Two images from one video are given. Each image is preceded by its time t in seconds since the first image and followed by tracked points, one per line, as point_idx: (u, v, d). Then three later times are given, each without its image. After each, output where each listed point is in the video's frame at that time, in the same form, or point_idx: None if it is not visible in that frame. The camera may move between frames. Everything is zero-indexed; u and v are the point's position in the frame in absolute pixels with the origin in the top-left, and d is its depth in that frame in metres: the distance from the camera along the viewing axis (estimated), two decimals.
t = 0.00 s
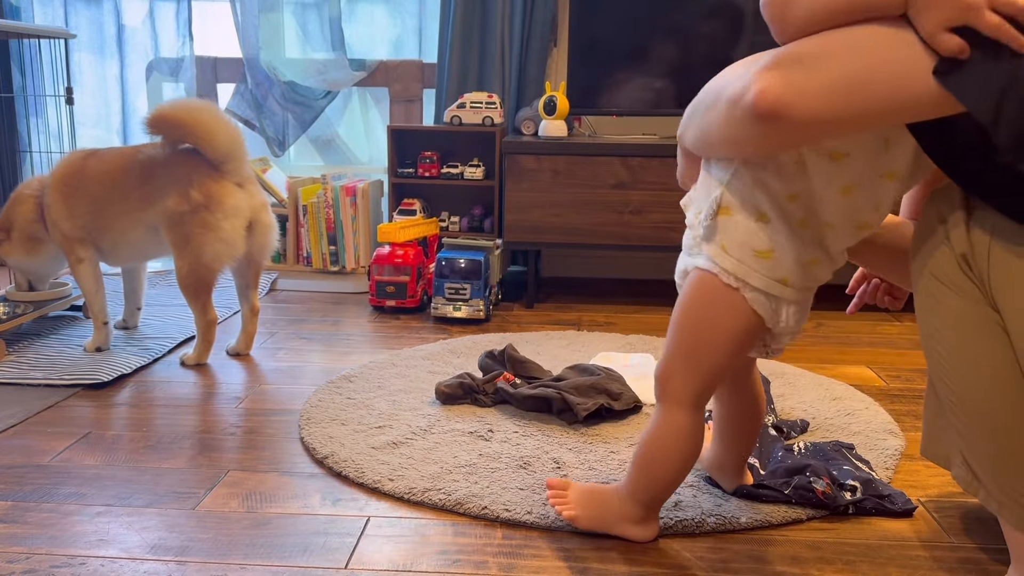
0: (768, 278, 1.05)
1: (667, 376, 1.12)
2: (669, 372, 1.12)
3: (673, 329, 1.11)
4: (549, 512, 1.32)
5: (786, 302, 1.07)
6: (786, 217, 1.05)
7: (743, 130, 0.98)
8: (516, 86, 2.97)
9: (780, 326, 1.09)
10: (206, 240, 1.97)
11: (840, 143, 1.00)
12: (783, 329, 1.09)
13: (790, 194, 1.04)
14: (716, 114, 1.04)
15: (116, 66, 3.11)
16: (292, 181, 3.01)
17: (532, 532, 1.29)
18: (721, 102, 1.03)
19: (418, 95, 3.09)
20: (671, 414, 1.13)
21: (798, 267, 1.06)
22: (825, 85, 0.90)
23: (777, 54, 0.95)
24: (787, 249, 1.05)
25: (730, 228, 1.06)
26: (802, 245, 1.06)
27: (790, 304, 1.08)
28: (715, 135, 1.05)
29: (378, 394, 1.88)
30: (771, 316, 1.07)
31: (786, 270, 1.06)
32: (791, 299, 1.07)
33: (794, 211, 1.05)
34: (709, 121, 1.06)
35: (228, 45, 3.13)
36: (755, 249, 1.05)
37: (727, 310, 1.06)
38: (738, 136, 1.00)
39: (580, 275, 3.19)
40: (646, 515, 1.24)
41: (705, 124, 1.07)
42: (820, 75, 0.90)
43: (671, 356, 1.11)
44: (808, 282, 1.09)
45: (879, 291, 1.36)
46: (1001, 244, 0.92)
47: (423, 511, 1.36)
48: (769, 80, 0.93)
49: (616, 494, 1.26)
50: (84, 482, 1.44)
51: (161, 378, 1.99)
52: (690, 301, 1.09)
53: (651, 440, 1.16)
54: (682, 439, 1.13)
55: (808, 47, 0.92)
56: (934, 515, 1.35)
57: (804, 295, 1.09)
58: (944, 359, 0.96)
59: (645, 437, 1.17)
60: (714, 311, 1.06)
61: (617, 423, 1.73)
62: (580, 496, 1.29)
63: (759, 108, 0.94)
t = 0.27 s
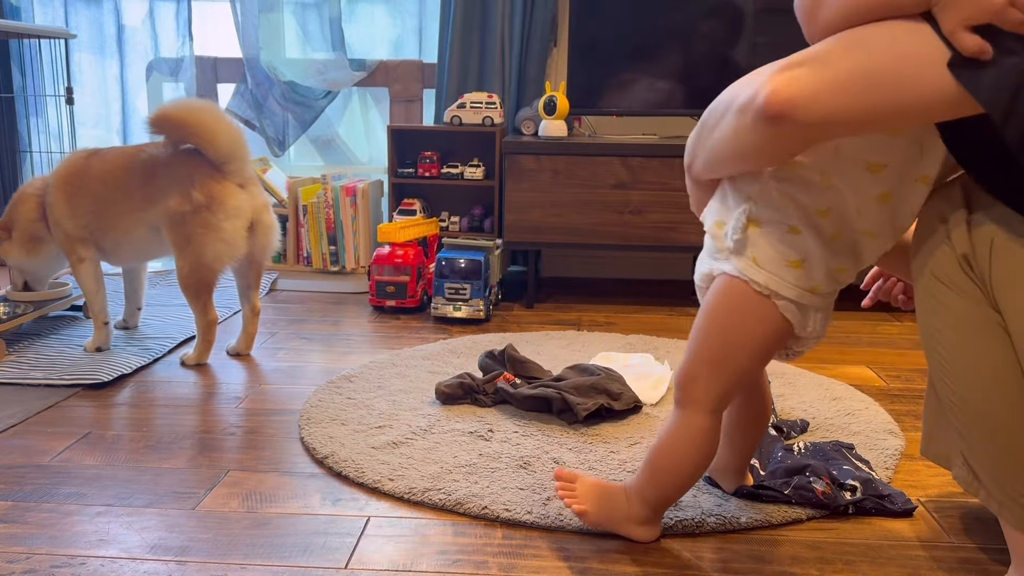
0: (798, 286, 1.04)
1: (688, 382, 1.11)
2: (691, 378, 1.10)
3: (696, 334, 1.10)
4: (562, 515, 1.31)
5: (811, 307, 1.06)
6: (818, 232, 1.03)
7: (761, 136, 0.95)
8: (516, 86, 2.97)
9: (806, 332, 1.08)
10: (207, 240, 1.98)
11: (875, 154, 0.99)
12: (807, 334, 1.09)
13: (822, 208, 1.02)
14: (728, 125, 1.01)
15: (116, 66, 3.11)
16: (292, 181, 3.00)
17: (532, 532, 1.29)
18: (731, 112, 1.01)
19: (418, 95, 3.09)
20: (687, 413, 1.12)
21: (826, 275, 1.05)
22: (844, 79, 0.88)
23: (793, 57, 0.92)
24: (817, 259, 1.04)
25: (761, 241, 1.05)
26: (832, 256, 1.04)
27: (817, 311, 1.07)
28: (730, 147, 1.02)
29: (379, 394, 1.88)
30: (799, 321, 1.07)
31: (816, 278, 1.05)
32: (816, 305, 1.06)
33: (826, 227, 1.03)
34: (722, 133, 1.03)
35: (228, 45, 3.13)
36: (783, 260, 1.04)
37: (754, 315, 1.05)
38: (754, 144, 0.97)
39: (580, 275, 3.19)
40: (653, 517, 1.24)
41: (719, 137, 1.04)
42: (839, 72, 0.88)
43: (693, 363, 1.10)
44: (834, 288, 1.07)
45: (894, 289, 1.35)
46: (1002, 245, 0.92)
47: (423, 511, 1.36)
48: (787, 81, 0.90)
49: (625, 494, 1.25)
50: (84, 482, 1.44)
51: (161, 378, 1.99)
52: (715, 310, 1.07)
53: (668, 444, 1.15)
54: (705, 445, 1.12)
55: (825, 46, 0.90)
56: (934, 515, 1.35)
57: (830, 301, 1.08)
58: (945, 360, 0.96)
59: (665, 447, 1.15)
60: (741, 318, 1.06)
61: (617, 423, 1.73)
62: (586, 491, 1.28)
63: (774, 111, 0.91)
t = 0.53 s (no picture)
0: (836, 299, 1.03)
1: (716, 395, 1.09)
2: (717, 389, 1.09)
3: (726, 348, 1.08)
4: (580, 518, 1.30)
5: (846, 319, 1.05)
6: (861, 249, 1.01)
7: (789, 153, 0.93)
8: (516, 86, 2.97)
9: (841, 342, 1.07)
10: (208, 240, 1.98)
11: (918, 172, 0.98)
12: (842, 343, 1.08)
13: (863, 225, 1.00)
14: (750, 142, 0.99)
15: (116, 66, 3.11)
16: (292, 181, 3.00)
17: (531, 532, 1.29)
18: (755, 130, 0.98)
19: (418, 95, 3.09)
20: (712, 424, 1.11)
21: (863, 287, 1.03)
22: (870, 87, 0.88)
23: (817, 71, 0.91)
24: (857, 273, 1.02)
25: (800, 256, 1.03)
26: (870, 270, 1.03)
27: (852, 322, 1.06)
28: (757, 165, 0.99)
29: (379, 394, 1.88)
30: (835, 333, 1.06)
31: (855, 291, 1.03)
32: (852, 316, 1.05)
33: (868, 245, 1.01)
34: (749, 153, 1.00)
35: (228, 45, 3.13)
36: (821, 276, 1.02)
37: (789, 326, 1.04)
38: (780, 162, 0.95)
39: (580, 275, 3.19)
40: (661, 517, 1.23)
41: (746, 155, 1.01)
42: (865, 81, 0.88)
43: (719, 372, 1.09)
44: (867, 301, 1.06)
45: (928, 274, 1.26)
46: (1001, 246, 0.92)
47: (423, 511, 1.36)
48: (815, 96, 0.89)
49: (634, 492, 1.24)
50: (84, 482, 1.44)
51: (161, 378, 1.99)
52: (748, 326, 1.06)
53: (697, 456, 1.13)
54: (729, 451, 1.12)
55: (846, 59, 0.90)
56: (934, 515, 1.35)
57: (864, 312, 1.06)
58: (944, 361, 0.96)
59: (691, 463, 1.14)
60: (778, 332, 1.04)
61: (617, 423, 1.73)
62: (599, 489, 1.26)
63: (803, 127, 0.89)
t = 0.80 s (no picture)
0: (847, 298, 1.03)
1: (721, 392, 1.09)
2: (719, 385, 1.09)
3: (733, 345, 1.09)
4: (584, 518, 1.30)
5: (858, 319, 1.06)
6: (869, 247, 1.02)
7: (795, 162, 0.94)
8: (516, 86, 2.98)
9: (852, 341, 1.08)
10: (208, 240, 1.98)
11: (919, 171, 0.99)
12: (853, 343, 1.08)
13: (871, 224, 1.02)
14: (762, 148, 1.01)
15: (116, 66, 3.11)
16: (292, 181, 3.00)
17: (531, 532, 1.30)
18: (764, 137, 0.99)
19: (418, 95, 3.09)
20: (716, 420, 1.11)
21: (873, 287, 1.04)
22: (870, 94, 0.88)
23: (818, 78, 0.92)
24: (867, 272, 1.03)
25: (812, 257, 1.03)
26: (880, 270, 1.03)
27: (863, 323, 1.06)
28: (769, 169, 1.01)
29: (379, 394, 1.88)
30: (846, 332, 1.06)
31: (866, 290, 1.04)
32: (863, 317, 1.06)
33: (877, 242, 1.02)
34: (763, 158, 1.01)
35: (228, 45, 3.13)
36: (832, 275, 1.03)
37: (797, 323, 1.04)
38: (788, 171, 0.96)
39: (580, 275, 3.20)
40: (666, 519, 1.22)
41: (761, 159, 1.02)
42: (865, 86, 0.88)
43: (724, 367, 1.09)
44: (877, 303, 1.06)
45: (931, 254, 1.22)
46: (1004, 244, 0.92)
47: (423, 511, 1.36)
48: (816, 104, 0.90)
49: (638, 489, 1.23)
50: (84, 482, 1.44)
51: (161, 378, 1.99)
52: (758, 326, 1.06)
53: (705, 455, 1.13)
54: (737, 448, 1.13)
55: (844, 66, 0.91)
56: (934, 515, 1.36)
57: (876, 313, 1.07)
58: (946, 359, 0.96)
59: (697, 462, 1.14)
60: (788, 329, 1.05)
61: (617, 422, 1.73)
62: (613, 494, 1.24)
63: (807, 136, 0.90)
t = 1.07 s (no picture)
0: (804, 296, 1.03)
1: (666, 383, 1.08)
2: (660, 375, 1.08)
3: (680, 335, 1.07)
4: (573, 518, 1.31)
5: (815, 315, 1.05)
6: (827, 245, 1.01)
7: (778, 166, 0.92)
8: (516, 86, 2.98)
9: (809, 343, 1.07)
10: (209, 240, 1.98)
11: (888, 165, 0.97)
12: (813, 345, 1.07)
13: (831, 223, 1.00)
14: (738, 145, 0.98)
15: (116, 66, 3.11)
16: (292, 181, 3.00)
17: (531, 532, 1.30)
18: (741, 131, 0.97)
19: (418, 95, 3.09)
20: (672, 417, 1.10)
21: (829, 286, 1.04)
22: (872, 103, 0.86)
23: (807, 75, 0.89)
24: (823, 271, 1.02)
25: (765, 254, 1.03)
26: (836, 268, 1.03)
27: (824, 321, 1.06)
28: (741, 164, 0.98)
29: (379, 394, 1.88)
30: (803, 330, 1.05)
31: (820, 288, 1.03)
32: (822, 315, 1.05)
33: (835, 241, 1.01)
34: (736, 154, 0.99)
35: (228, 45, 3.13)
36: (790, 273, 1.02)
37: (746, 315, 1.03)
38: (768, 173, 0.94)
39: (580, 275, 3.20)
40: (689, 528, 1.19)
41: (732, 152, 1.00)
42: (856, 89, 0.86)
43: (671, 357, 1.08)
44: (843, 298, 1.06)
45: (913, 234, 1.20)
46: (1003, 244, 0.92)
47: (423, 510, 1.36)
48: (804, 106, 0.87)
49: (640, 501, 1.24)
50: (84, 482, 1.44)
51: (161, 378, 1.99)
52: (710, 319, 1.05)
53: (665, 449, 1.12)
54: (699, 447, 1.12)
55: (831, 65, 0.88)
56: (934, 515, 1.36)
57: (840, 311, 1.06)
58: (945, 359, 0.96)
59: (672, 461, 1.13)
60: (736, 323, 1.04)
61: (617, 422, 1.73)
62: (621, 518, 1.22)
63: (798, 139, 0.87)
